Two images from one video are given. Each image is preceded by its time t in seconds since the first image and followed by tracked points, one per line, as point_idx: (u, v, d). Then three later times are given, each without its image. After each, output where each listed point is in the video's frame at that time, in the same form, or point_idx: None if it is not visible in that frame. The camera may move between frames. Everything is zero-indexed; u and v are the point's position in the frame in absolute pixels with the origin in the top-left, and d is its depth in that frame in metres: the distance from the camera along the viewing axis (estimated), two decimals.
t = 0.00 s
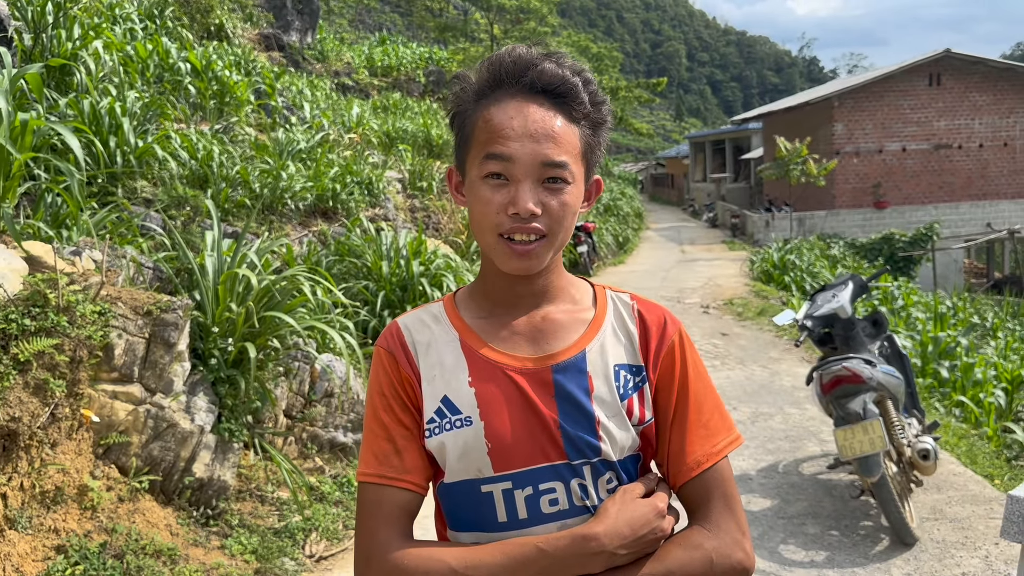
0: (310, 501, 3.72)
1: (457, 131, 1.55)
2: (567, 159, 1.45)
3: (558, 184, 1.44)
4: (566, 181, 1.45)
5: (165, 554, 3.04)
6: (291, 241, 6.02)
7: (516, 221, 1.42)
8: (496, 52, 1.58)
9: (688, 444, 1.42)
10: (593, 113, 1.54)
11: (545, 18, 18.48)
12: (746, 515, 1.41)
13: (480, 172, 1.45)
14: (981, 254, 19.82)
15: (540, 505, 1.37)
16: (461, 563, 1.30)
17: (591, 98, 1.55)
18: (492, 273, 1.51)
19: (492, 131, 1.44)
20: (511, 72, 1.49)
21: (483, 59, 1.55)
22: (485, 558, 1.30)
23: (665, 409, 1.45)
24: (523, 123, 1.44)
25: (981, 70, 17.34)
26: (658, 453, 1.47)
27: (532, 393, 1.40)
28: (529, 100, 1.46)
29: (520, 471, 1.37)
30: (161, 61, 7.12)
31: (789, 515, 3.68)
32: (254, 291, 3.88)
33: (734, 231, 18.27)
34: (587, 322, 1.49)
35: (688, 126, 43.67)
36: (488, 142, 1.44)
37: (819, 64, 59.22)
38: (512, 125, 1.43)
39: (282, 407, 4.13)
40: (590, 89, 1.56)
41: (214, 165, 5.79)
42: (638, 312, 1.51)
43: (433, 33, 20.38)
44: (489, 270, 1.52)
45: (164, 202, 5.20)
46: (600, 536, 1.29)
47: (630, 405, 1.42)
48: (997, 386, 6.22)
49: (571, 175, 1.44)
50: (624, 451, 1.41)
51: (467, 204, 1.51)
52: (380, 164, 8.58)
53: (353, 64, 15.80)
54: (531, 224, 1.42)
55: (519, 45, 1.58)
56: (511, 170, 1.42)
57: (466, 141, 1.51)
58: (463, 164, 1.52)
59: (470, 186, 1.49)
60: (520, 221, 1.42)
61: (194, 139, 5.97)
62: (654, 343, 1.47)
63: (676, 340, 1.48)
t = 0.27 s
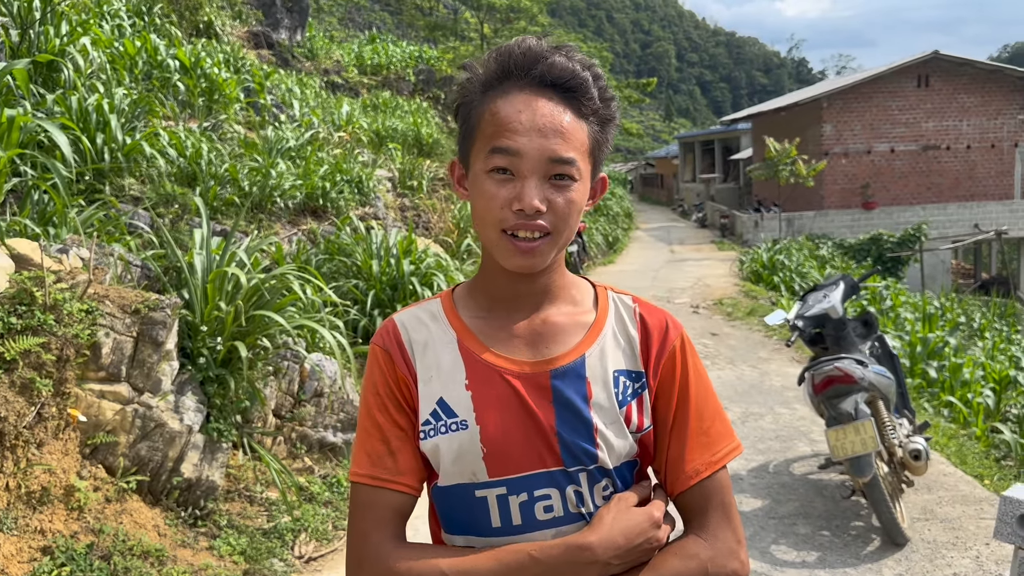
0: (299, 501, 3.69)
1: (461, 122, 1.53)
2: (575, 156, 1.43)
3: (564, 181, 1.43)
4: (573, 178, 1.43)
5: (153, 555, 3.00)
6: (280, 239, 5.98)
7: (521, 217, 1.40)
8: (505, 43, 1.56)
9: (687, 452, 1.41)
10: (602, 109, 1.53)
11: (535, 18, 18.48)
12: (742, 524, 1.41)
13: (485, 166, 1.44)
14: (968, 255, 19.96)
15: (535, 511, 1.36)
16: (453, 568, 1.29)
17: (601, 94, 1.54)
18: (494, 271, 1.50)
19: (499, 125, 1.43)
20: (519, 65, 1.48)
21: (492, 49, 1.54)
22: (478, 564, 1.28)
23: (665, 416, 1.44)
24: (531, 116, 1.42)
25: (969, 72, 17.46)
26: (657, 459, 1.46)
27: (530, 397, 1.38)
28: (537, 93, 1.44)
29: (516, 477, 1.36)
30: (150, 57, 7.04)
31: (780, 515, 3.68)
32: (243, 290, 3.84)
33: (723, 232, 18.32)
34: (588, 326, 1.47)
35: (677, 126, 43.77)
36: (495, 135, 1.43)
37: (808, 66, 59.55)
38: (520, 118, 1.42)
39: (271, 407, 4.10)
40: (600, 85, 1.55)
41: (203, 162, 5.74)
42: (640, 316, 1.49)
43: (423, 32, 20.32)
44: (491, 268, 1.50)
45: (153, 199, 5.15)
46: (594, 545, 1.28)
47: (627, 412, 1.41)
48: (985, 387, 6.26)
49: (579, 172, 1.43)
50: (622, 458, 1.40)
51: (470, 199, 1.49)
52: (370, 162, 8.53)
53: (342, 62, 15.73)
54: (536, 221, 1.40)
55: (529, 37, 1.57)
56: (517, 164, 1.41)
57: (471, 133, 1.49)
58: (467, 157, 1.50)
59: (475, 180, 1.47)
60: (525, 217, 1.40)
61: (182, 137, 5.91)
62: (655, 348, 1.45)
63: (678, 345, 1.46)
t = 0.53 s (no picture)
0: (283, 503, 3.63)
1: (467, 110, 1.49)
2: (586, 153, 1.40)
3: (575, 179, 1.40)
4: (584, 176, 1.40)
5: (133, 559, 2.94)
6: (264, 238, 5.91)
7: (528, 216, 1.37)
8: (517, 30, 1.53)
9: (688, 466, 1.41)
10: (616, 103, 1.50)
11: (521, 18, 18.46)
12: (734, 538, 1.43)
13: (492, 161, 1.40)
14: (949, 257, 20.16)
15: (524, 520, 1.34)
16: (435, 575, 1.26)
17: (615, 88, 1.51)
18: (495, 270, 1.47)
19: (509, 118, 1.40)
20: (531, 55, 1.44)
21: (503, 36, 1.50)
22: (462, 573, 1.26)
23: (667, 427, 1.43)
24: (543, 110, 1.39)
25: (951, 75, 17.64)
26: (655, 469, 1.45)
27: (525, 404, 1.35)
28: (550, 85, 1.41)
29: (507, 485, 1.33)
30: (132, 54, 6.94)
31: (768, 516, 3.68)
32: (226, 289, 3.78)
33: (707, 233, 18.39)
34: (590, 331, 1.44)
35: (662, 128, 43.92)
36: (504, 128, 1.40)
37: (792, 68, 59.99)
38: (531, 112, 1.38)
39: (255, 408, 4.04)
40: (614, 78, 1.52)
41: (185, 160, 5.65)
42: (645, 322, 1.46)
43: (408, 31, 20.26)
44: (492, 267, 1.47)
45: (134, 197, 5.07)
46: (581, 561, 1.25)
47: (626, 422, 1.38)
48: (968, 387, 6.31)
49: (590, 170, 1.40)
50: (618, 468, 1.37)
51: (474, 193, 1.45)
52: (355, 161, 8.46)
53: (326, 61, 15.61)
54: (543, 220, 1.38)
55: (541, 24, 1.53)
56: (527, 160, 1.38)
57: (478, 123, 1.45)
58: (472, 148, 1.47)
59: (480, 174, 1.44)
60: (532, 217, 1.37)
61: (164, 134, 5.83)
62: (660, 356, 1.43)
63: (682, 355, 1.44)
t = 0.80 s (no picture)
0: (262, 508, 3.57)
1: (470, 101, 1.41)
2: (601, 163, 1.38)
3: (587, 190, 1.37)
4: (596, 187, 1.38)
5: (108, 566, 2.87)
6: (242, 238, 5.83)
7: (540, 227, 1.33)
8: (532, 18, 1.45)
9: (681, 482, 1.41)
10: (626, 110, 1.48)
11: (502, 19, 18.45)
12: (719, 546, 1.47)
13: (504, 165, 1.34)
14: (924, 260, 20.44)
15: (502, 533, 1.31)
16: None
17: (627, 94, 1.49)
18: (485, 275, 1.43)
19: (528, 121, 1.33)
20: (552, 53, 1.39)
21: (520, 25, 1.42)
22: None
23: (658, 441, 1.43)
24: (565, 115, 1.34)
25: (927, 79, 17.89)
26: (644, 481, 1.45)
27: (505, 415, 1.32)
28: (572, 88, 1.36)
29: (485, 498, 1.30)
30: (107, 52, 6.83)
31: (751, 518, 3.68)
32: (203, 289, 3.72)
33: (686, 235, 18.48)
34: (575, 339, 1.42)
35: (641, 131, 44.13)
36: (521, 132, 1.33)
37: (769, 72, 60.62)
38: (554, 116, 1.33)
39: (233, 410, 3.96)
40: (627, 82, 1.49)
41: (162, 159, 5.55)
42: (633, 329, 1.44)
43: (387, 32, 20.15)
44: (483, 271, 1.43)
45: (109, 196, 4.96)
46: None
47: (611, 435, 1.36)
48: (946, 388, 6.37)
49: (603, 180, 1.38)
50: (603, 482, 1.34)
51: (475, 192, 1.39)
52: (334, 161, 8.39)
53: (305, 60, 15.47)
54: (556, 232, 1.34)
55: (556, 16, 1.47)
56: (544, 168, 1.33)
57: (486, 120, 1.37)
58: (476, 144, 1.39)
59: (486, 174, 1.37)
60: (545, 228, 1.33)
61: (141, 132, 5.73)
62: (649, 367, 1.41)
63: (671, 366, 1.43)
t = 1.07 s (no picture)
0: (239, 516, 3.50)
1: (482, 113, 1.36)
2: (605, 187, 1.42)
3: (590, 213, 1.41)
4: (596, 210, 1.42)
5: None
6: (216, 240, 5.73)
7: (558, 252, 1.34)
8: (546, 30, 1.42)
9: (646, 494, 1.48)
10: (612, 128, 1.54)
11: (477, 20, 18.40)
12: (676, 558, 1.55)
13: (529, 189, 1.32)
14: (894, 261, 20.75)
15: (475, 558, 1.31)
16: None
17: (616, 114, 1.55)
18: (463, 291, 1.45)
19: (559, 145, 1.32)
20: (575, 73, 1.38)
21: (540, 37, 1.40)
22: None
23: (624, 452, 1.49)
24: (591, 142, 1.35)
25: (898, 83, 18.18)
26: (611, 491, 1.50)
27: (479, 437, 1.32)
28: (594, 112, 1.38)
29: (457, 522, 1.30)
30: (77, 50, 6.68)
31: (733, 522, 3.69)
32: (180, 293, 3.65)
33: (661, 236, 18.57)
34: (545, 354, 1.45)
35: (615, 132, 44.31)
36: (551, 158, 1.32)
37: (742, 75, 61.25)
38: (583, 142, 1.34)
39: (208, 416, 3.89)
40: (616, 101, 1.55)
41: (135, 159, 5.43)
42: (605, 342, 1.49)
43: (362, 31, 19.98)
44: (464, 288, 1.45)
45: (80, 197, 4.85)
46: None
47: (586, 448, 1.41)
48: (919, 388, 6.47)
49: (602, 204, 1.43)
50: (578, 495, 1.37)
51: (482, 211, 1.35)
52: (309, 161, 8.29)
53: (279, 59, 15.27)
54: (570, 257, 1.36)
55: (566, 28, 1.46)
56: (570, 195, 1.33)
57: (506, 137, 1.33)
58: (491, 161, 1.34)
59: (505, 194, 1.33)
60: (562, 253, 1.34)
61: (113, 132, 5.60)
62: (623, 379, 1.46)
63: (641, 378, 1.49)
